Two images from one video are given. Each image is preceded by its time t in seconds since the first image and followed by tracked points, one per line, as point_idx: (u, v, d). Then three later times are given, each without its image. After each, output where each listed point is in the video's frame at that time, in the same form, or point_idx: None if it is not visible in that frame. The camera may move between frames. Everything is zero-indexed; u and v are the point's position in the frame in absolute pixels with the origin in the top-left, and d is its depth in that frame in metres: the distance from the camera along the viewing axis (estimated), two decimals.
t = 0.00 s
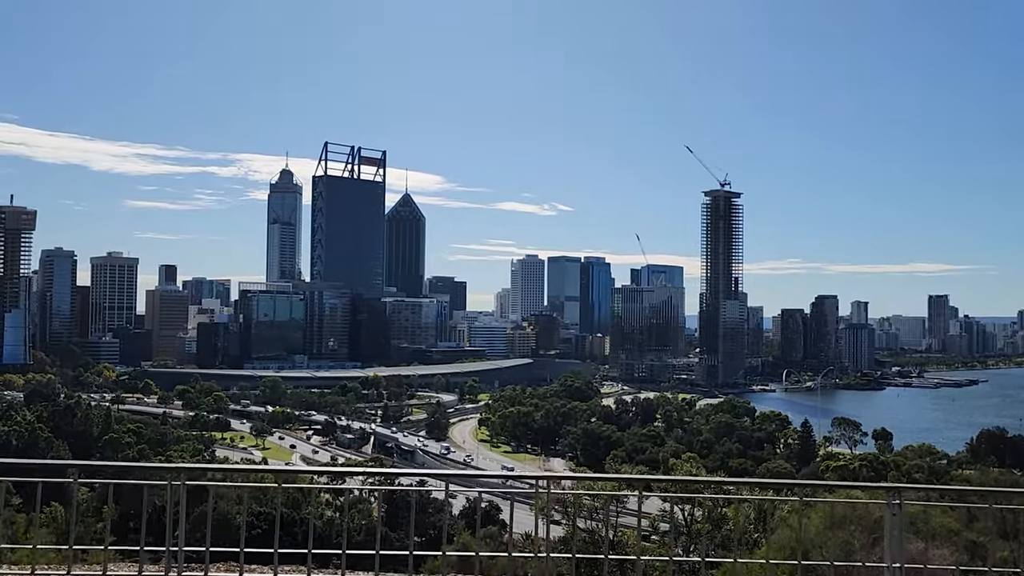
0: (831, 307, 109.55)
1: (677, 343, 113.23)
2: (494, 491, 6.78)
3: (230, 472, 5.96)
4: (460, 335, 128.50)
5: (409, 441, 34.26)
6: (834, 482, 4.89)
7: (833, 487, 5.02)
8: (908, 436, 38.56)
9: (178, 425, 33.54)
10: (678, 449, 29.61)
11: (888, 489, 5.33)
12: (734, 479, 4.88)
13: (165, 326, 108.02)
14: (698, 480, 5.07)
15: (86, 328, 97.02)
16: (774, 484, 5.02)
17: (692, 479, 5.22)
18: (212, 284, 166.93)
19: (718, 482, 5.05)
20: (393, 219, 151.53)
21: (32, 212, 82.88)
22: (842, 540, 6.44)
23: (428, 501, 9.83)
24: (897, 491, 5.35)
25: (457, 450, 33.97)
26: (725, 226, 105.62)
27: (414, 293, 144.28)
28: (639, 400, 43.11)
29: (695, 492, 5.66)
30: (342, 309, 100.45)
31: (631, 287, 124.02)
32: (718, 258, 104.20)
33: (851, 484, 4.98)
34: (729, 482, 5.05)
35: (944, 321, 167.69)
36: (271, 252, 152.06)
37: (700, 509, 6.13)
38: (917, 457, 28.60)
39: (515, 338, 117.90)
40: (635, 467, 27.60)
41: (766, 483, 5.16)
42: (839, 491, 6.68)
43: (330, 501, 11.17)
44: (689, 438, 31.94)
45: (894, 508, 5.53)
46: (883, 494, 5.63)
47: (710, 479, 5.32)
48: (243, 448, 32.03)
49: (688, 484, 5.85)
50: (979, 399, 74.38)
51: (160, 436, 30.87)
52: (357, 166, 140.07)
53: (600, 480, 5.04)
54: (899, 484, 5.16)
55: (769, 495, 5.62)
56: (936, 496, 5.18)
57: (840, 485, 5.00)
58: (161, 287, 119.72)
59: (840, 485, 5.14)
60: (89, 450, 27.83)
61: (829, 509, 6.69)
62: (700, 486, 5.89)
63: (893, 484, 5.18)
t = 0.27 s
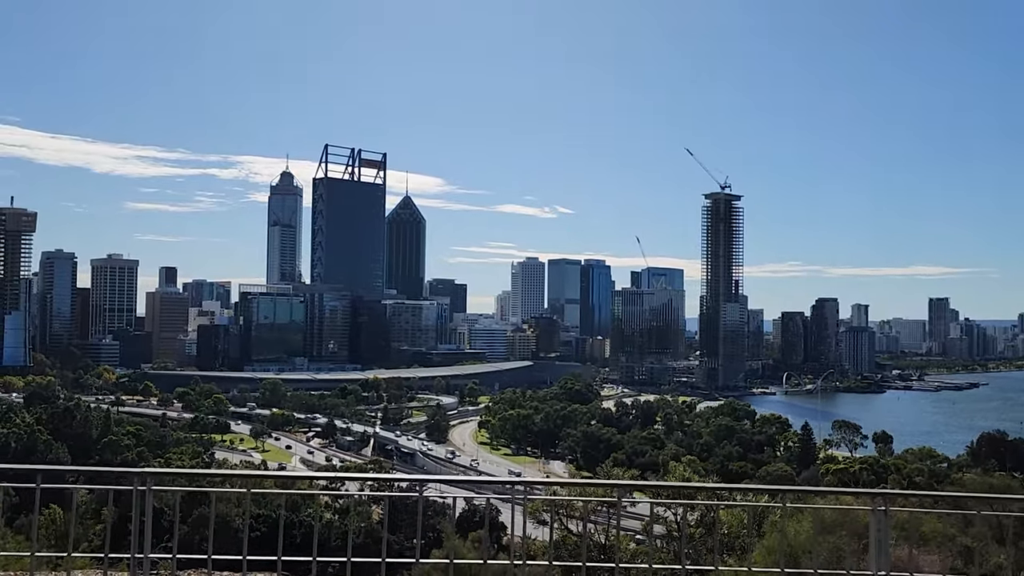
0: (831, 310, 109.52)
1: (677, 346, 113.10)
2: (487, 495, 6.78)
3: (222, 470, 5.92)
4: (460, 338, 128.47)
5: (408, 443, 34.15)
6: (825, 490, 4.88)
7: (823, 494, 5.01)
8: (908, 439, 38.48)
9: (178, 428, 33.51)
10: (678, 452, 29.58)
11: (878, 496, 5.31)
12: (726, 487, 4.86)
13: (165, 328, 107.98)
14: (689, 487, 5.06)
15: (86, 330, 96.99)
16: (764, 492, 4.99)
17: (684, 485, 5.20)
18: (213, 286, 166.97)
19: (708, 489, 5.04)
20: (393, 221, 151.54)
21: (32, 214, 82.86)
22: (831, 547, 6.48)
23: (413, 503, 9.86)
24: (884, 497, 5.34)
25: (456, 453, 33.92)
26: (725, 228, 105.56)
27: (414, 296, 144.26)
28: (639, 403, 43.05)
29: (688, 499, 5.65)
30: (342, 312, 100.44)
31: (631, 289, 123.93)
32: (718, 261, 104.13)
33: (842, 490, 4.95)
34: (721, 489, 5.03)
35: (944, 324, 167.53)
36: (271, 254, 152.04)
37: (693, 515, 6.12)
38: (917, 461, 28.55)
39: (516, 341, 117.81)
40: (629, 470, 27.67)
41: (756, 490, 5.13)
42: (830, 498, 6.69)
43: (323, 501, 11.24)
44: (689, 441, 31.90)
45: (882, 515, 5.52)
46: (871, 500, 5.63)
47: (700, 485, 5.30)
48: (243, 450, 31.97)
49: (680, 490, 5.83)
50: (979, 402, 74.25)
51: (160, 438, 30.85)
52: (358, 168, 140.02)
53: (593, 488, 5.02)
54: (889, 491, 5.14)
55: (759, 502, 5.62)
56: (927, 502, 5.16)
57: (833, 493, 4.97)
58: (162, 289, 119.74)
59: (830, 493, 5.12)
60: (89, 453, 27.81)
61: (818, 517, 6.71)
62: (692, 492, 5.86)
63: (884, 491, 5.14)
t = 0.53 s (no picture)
0: (831, 313, 109.49)
1: (677, 349, 113.04)
2: (484, 497, 6.85)
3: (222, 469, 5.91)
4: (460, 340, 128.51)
5: (407, 445, 34.13)
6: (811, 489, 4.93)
7: (814, 495, 5.11)
8: (908, 441, 38.42)
9: (177, 429, 33.51)
10: (677, 454, 29.59)
11: (860, 497, 5.42)
12: (718, 488, 4.91)
13: (165, 330, 108.07)
14: (685, 489, 5.11)
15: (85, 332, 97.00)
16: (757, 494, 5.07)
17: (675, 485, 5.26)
18: (212, 287, 166.97)
19: (700, 491, 5.11)
20: (393, 223, 151.55)
21: (31, 216, 83.08)
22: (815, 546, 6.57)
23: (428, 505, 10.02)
24: (867, 499, 5.46)
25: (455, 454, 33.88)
26: (725, 231, 105.54)
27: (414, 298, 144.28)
28: (638, 405, 43.00)
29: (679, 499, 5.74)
30: (342, 314, 100.50)
31: (631, 292, 123.90)
32: (718, 264, 104.10)
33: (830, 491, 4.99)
34: (711, 492, 5.11)
35: (944, 327, 167.43)
36: (271, 256, 152.02)
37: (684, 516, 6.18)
38: (916, 463, 28.57)
39: (515, 343, 117.77)
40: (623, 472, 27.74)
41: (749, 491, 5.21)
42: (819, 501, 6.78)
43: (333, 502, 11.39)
44: (689, 443, 31.89)
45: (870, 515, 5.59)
46: (853, 501, 5.77)
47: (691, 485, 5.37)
48: (241, 452, 31.93)
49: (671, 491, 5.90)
50: (978, 405, 74.19)
51: (158, 439, 30.84)
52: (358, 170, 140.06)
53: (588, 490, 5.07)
54: (871, 492, 5.26)
55: (749, 503, 5.69)
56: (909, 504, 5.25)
57: (823, 495, 5.05)
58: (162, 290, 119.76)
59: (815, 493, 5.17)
60: (87, 454, 27.80)
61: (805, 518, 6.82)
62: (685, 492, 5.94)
63: (866, 493, 5.25)
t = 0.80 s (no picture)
0: (830, 315, 109.48)
1: (675, 351, 113.03)
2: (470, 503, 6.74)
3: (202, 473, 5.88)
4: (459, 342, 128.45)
5: (406, 447, 34.01)
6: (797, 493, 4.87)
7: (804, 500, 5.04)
8: (906, 445, 38.39)
9: (175, 431, 33.46)
10: (676, 457, 29.55)
11: (843, 502, 5.39)
12: (704, 493, 4.84)
13: (163, 331, 108.04)
14: (670, 493, 5.04)
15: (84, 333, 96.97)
16: (743, 498, 5.02)
17: (661, 489, 5.18)
18: (211, 289, 167.00)
19: (690, 495, 5.02)
20: (392, 225, 151.53)
21: (29, 217, 83.02)
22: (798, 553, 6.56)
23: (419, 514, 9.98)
24: (850, 503, 5.45)
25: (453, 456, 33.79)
26: (724, 233, 105.48)
27: (413, 299, 144.28)
28: (637, 407, 42.96)
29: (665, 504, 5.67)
30: (341, 315, 100.45)
31: (630, 294, 123.90)
32: (717, 266, 104.03)
33: (817, 495, 4.93)
34: (701, 497, 5.05)
35: (943, 330, 167.53)
36: (270, 258, 152.01)
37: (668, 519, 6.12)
38: (915, 466, 28.53)
39: (514, 345, 117.72)
40: (616, 476, 27.67)
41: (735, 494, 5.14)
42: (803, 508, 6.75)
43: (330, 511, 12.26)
44: (687, 446, 31.84)
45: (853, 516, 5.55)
46: (837, 506, 5.76)
47: (676, 488, 5.30)
48: (239, 454, 31.85)
49: (657, 495, 5.81)
50: (977, 409, 74.16)
51: (156, 441, 30.78)
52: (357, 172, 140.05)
53: (573, 494, 4.99)
54: (857, 496, 5.21)
55: (738, 509, 5.64)
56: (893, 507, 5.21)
57: (812, 500, 4.98)
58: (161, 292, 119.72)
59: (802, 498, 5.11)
60: (84, 457, 27.72)
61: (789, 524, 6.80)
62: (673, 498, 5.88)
63: (851, 499, 5.21)
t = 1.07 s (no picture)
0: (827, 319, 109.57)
1: (673, 354, 113.08)
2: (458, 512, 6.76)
3: (193, 476, 5.91)
4: (456, 345, 128.50)
5: (402, 449, 33.92)
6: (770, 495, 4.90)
7: (794, 503, 5.06)
8: (903, 448, 38.38)
9: (171, 432, 33.40)
10: (673, 460, 29.57)
11: (827, 509, 5.46)
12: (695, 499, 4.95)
13: (160, 333, 107.89)
14: (654, 496, 5.13)
15: (80, 334, 96.90)
16: (732, 501, 5.06)
17: (649, 494, 5.27)
18: (208, 291, 166.86)
19: (677, 498, 5.11)
20: (389, 227, 151.52)
21: (26, 218, 82.90)
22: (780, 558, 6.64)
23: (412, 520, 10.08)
24: (831, 509, 5.51)
25: (450, 459, 33.65)
26: (721, 236, 105.48)
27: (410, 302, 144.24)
28: (634, 410, 42.91)
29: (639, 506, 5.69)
30: (338, 317, 100.43)
31: (627, 297, 123.97)
32: (714, 269, 104.17)
33: (803, 499, 4.95)
34: (689, 500, 5.13)
35: (939, 333, 167.82)
36: (267, 260, 151.90)
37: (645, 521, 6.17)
38: (911, 469, 28.59)
39: (511, 348, 117.64)
40: (605, 479, 27.72)
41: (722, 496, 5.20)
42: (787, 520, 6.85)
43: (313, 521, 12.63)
44: (684, 449, 31.76)
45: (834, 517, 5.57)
46: (820, 512, 5.81)
47: (666, 495, 5.34)
48: (235, 456, 31.70)
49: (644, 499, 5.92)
50: (974, 412, 74.21)
51: (151, 443, 30.72)
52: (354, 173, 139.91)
53: (559, 497, 5.04)
54: (842, 501, 5.25)
55: (722, 514, 5.67)
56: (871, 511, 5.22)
57: (804, 502, 5.04)
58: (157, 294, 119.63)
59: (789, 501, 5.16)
60: (80, 458, 27.70)
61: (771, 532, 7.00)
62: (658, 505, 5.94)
63: (836, 502, 5.26)
